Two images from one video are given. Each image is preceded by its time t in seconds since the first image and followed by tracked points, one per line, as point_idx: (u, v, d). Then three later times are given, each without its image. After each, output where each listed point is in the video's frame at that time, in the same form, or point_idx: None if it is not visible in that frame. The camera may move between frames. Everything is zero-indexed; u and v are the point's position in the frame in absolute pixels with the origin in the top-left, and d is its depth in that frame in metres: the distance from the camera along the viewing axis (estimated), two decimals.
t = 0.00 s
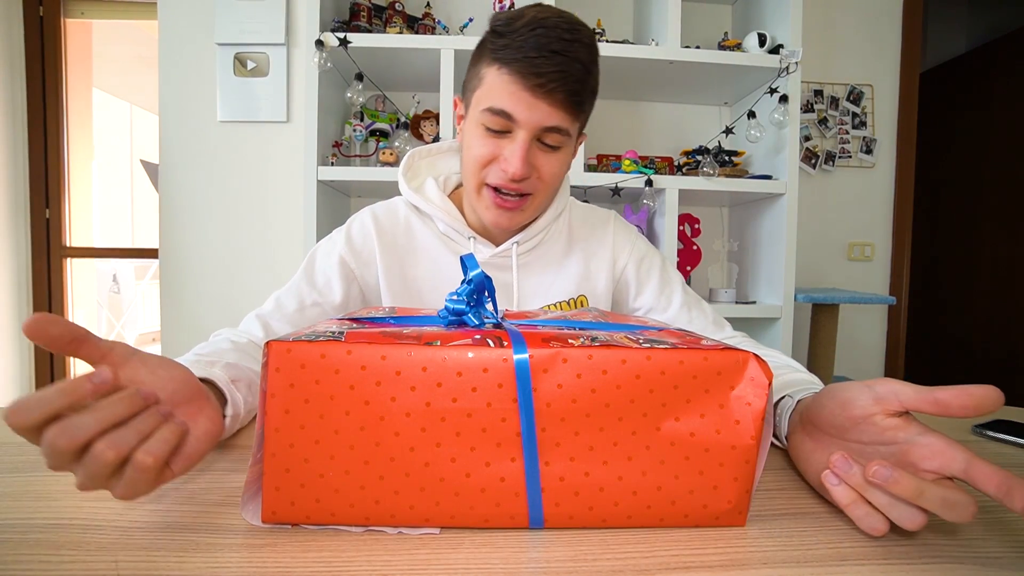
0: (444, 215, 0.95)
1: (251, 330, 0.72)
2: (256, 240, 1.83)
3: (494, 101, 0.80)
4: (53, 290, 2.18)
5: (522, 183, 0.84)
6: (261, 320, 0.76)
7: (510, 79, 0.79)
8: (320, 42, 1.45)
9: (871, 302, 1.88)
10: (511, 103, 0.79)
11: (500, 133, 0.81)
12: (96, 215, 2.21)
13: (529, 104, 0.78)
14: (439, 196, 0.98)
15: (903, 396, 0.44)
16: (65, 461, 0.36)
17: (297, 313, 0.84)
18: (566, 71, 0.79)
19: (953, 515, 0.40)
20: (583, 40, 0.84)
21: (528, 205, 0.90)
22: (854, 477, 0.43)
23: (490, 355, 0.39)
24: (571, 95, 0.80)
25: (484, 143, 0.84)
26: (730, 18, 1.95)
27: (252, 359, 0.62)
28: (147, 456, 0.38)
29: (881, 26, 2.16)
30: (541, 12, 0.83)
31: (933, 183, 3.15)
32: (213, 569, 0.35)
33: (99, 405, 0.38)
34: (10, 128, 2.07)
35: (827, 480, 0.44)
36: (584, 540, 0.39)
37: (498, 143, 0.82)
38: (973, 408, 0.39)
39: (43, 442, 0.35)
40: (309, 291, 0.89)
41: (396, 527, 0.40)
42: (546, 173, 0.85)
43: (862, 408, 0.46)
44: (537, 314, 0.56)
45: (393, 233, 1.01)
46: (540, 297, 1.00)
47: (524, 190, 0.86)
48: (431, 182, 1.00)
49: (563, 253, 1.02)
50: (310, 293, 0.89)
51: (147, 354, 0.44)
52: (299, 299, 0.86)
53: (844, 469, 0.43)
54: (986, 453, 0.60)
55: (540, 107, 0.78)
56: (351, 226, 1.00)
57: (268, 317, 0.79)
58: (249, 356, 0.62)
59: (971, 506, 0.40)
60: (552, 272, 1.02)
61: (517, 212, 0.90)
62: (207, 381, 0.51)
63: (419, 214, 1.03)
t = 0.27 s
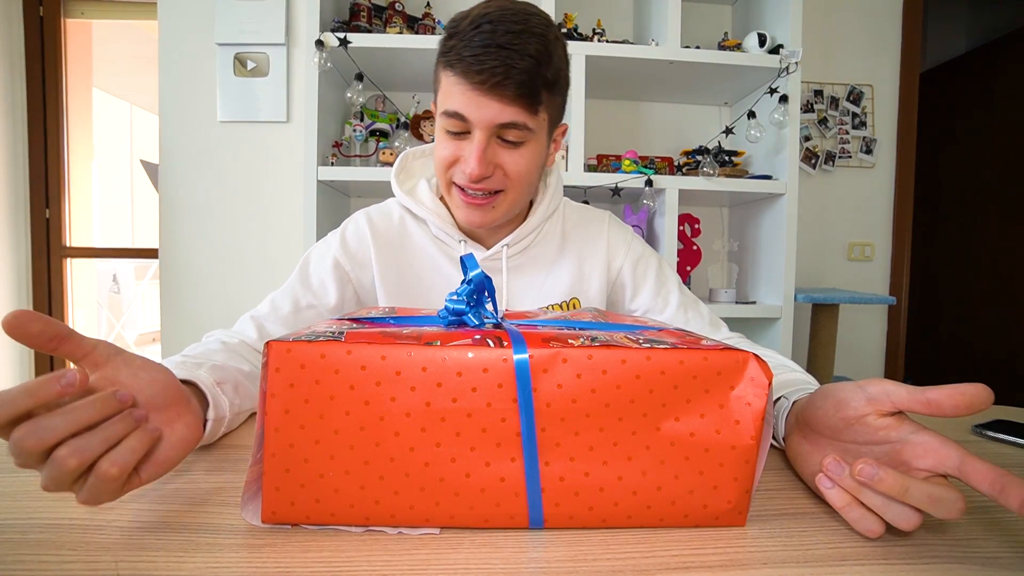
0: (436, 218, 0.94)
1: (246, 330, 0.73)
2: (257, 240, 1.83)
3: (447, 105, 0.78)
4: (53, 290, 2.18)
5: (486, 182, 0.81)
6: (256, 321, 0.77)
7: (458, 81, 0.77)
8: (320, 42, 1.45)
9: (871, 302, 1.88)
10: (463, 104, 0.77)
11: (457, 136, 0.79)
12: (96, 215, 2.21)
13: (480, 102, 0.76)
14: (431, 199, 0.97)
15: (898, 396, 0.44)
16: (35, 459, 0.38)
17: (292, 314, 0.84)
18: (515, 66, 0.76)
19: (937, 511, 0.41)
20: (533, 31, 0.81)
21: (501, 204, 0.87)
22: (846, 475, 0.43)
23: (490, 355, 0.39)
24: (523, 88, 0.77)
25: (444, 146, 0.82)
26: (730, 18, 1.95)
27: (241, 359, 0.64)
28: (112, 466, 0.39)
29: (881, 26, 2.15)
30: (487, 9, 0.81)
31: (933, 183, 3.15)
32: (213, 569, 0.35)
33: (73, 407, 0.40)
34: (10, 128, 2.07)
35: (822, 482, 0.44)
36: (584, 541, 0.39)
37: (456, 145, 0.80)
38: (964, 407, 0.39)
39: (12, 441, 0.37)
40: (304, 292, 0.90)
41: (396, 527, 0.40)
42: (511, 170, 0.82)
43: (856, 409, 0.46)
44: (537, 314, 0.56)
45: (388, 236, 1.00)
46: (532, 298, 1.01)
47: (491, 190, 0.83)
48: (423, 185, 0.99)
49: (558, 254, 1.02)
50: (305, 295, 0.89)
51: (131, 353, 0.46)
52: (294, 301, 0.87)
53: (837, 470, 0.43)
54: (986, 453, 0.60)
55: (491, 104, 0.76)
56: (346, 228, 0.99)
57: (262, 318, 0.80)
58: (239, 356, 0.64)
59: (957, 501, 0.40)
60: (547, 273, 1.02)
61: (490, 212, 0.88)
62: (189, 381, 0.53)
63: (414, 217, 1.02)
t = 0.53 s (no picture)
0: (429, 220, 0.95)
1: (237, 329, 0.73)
2: (257, 241, 1.83)
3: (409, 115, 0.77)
4: (53, 290, 2.18)
5: (460, 187, 0.79)
6: (246, 319, 0.77)
7: (414, 90, 0.75)
8: (320, 42, 1.46)
9: (871, 302, 1.88)
10: (423, 112, 0.75)
11: (424, 145, 0.78)
12: (96, 215, 2.21)
13: (439, 108, 0.74)
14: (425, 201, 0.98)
15: (892, 396, 0.44)
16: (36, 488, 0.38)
17: (284, 314, 0.84)
18: (469, 66, 0.74)
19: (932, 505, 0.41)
20: (486, 26, 0.78)
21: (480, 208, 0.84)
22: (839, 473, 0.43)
23: (490, 355, 0.39)
24: (481, 87, 0.75)
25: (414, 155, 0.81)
26: (730, 18, 1.95)
27: (232, 361, 0.64)
28: (109, 500, 0.39)
29: (881, 26, 2.15)
30: (437, 12, 0.79)
31: (933, 183, 3.15)
32: (214, 569, 0.35)
33: (76, 436, 0.40)
34: (10, 128, 2.07)
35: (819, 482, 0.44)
36: (585, 541, 0.39)
37: (424, 153, 0.79)
38: (960, 407, 0.39)
39: (15, 470, 0.37)
40: (296, 292, 0.90)
41: (396, 527, 0.40)
42: (484, 171, 0.80)
43: (851, 409, 0.47)
44: (537, 315, 0.56)
45: (383, 235, 1.00)
46: (531, 300, 1.01)
47: (466, 194, 0.81)
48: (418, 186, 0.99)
49: (558, 257, 1.03)
50: (297, 295, 0.89)
51: (135, 375, 0.47)
52: (285, 299, 0.87)
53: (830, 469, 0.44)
54: (986, 453, 0.60)
55: (450, 109, 0.74)
56: (340, 228, 1.00)
57: (252, 317, 0.80)
58: (229, 357, 0.64)
59: (949, 493, 0.40)
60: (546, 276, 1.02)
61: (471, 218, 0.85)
62: (185, 394, 0.53)
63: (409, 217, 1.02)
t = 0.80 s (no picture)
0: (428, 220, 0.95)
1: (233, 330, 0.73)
2: (257, 241, 1.83)
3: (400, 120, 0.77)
4: (52, 291, 2.17)
5: (456, 190, 0.80)
6: (243, 320, 0.77)
7: (404, 95, 0.75)
8: (321, 42, 1.46)
9: (871, 302, 1.88)
10: (415, 117, 0.75)
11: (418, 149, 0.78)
12: (96, 215, 2.21)
13: (430, 112, 0.74)
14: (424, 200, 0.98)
15: (890, 396, 0.44)
16: (40, 487, 0.39)
17: (281, 314, 0.84)
18: (459, 69, 0.73)
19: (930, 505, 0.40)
20: (474, 26, 0.77)
21: (479, 209, 0.85)
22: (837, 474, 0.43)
23: (490, 355, 0.39)
24: (473, 90, 0.74)
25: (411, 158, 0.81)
26: (730, 18, 1.95)
27: (231, 361, 0.64)
28: (111, 502, 0.39)
29: (882, 26, 2.15)
30: (424, 13, 0.78)
31: (933, 183, 3.15)
32: (215, 569, 0.35)
33: (84, 437, 0.40)
34: (9, 127, 2.07)
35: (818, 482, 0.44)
36: (585, 541, 0.39)
37: (421, 157, 0.79)
38: (958, 407, 0.39)
39: (21, 469, 0.37)
40: (293, 292, 0.90)
41: (396, 527, 0.40)
42: (479, 173, 0.80)
43: (850, 410, 0.47)
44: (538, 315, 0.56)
45: (381, 234, 1.00)
46: (532, 302, 1.00)
47: (462, 196, 0.82)
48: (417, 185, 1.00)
49: (560, 258, 1.03)
50: (294, 295, 0.89)
51: (141, 376, 0.48)
52: (281, 300, 0.86)
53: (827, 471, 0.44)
54: (986, 453, 0.60)
55: (441, 113, 0.74)
56: (337, 228, 1.00)
57: (249, 318, 0.80)
58: (227, 357, 0.64)
59: (943, 493, 0.40)
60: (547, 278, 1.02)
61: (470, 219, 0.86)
62: (186, 394, 0.53)
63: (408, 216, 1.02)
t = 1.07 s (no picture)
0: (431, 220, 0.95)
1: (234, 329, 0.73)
2: (257, 241, 1.83)
3: (412, 112, 0.77)
4: (52, 291, 2.17)
5: (465, 183, 0.79)
6: (244, 320, 0.77)
7: (418, 86, 0.75)
8: (320, 42, 1.46)
9: (871, 303, 1.88)
10: (427, 109, 0.75)
11: (428, 142, 0.78)
12: (96, 215, 2.21)
13: (443, 103, 0.74)
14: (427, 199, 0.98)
15: (889, 397, 0.44)
16: (40, 487, 0.39)
17: (282, 315, 0.84)
18: (474, 62, 0.74)
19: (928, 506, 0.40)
20: (489, 22, 0.78)
21: (487, 205, 0.85)
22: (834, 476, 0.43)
23: (490, 355, 0.39)
24: (486, 83, 0.74)
25: (420, 151, 0.80)
26: (730, 18, 1.95)
27: (232, 361, 0.64)
28: (111, 504, 0.39)
29: (881, 26, 2.15)
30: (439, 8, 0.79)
31: (933, 183, 3.15)
32: (215, 569, 0.35)
33: (87, 439, 0.40)
34: (9, 127, 2.07)
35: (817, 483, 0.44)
36: (584, 541, 0.39)
37: (430, 151, 0.78)
38: (957, 409, 0.39)
39: (22, 468, 0.38)
40: (294, 292, 0.89)
41: (396, 527, 0.40)
42: (489, 168, 0.80)
43: (850, 411, 0.47)
44: (537, 315, 0.56)
45: (382, 234, 1.00)
46: (534, 302, 1.01)
47: (471, 190, 0.81)
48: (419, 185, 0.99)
49: (562, 257, 1.03)
50: (295, 296, 0.89)
51: (145, 378, 0.48)
52: (283, 300, 0.86)
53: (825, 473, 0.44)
54: (986, 453, 0.60)
55: (455, 104, 0.74)
56: (338, 228, 0.99)
57: (251, 318, 0.80)
58: (228, 357, 0.64)
59: (940, 494, 0.40)
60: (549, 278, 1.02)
61: (478, 215, 0.86)
62: (187, 395, 0.53)
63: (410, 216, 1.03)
